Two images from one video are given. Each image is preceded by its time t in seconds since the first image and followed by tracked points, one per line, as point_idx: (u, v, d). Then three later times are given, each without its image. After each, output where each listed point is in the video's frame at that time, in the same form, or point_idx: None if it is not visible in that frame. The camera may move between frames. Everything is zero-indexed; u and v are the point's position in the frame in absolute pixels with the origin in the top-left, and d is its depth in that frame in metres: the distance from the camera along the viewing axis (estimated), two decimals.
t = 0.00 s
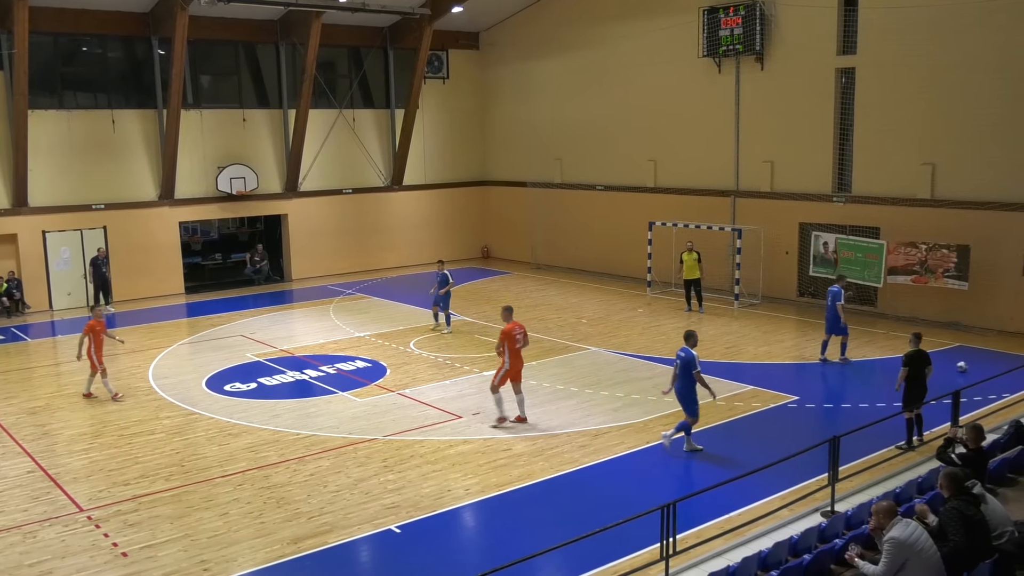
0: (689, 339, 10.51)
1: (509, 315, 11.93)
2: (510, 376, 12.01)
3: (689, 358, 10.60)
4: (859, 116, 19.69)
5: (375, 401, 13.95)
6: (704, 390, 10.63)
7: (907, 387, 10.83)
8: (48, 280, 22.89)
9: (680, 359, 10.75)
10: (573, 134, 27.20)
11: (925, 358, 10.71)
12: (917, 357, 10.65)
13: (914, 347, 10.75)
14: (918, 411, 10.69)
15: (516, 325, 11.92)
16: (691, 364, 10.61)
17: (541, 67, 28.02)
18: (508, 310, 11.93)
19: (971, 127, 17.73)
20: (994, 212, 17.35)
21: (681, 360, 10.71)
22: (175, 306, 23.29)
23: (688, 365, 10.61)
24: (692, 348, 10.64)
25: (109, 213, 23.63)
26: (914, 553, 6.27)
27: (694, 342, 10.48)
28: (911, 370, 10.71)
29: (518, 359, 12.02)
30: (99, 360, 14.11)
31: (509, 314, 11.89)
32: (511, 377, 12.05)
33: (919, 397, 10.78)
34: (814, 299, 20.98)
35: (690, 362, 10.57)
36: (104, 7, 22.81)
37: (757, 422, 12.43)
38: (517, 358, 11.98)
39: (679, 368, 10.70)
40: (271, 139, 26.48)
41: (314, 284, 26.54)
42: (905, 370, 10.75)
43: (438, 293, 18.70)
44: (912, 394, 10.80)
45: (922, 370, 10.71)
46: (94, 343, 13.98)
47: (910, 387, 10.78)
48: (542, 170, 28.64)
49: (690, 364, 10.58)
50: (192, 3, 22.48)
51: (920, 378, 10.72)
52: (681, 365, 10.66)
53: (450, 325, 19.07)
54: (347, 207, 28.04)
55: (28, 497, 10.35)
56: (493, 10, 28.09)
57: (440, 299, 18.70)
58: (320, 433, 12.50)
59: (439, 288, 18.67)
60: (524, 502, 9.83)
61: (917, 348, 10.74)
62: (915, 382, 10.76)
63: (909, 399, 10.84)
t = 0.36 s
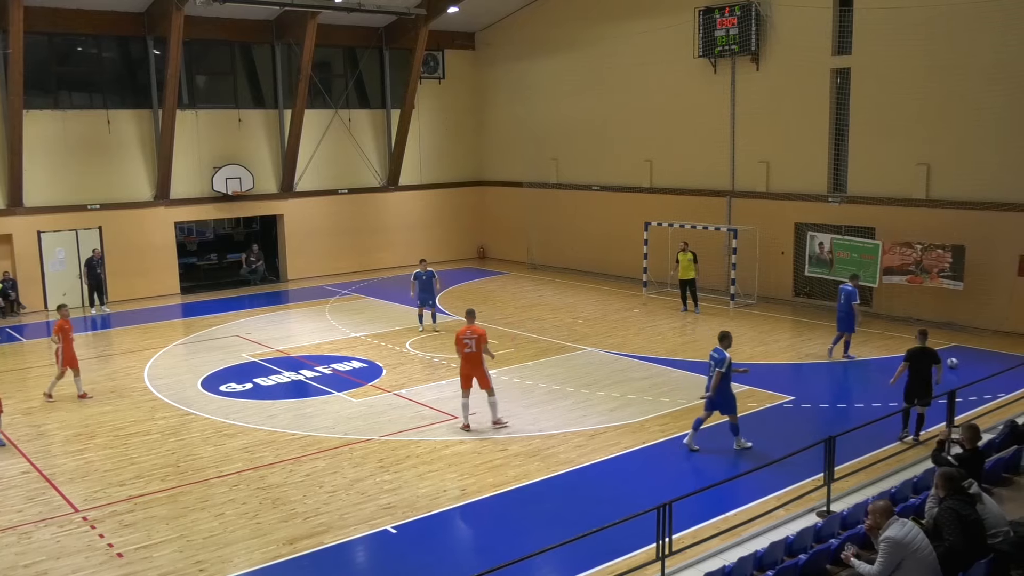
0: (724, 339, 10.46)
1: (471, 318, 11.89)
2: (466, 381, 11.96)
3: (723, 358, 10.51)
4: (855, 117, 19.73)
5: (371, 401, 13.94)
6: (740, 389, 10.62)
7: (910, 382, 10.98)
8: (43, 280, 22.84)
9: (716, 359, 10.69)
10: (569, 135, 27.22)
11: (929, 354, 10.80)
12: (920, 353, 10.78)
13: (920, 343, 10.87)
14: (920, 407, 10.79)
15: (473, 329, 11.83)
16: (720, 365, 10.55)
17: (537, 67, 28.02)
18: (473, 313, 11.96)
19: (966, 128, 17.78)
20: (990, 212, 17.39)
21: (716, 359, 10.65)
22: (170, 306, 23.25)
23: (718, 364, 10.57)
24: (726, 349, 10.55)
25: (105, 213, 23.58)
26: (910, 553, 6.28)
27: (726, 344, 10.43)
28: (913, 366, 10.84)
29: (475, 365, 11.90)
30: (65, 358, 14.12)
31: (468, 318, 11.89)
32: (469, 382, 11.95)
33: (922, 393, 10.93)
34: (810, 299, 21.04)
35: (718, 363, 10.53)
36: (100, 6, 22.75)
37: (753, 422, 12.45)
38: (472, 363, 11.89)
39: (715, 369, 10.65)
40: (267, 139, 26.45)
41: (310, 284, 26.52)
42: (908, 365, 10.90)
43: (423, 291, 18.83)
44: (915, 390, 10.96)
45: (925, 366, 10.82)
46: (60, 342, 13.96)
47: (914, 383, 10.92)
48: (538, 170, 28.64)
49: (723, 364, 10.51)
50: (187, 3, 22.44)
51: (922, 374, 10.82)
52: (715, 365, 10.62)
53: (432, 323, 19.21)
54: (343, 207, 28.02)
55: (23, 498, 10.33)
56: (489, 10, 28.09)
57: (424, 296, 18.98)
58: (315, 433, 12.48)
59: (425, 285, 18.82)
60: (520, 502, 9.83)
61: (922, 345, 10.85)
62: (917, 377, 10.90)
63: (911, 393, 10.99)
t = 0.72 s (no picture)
0: (759, 335, 10.69)
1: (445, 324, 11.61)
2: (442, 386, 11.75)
3: (759, 354, 10.72)
4: (853, 117, 19.75)
5: (370, 402, 13.93)
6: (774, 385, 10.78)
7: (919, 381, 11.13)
8: (42, 280, 22.82)
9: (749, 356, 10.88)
10: (567, 135, 27.23)
11: (936, 352, 10.97)
12: (925, 351, 10.98)
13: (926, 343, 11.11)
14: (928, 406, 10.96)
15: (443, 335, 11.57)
16: (760, 361, 10.73)
17: (536, 68, 28.03)
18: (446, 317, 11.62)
19: (964, 128, 17.80)
20: (988, 212, 17.41)
21: (749, 357, 10.83)
22: (168, 307, 23.23)
23: (757, 361, 10.73)
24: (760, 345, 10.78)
25: (103, 214, 23.55)
26: (908, 553, 6.28)
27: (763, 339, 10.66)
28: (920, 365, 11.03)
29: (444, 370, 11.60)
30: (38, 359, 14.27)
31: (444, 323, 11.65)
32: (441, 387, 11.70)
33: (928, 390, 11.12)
34: (808, 300, 21.06)
35: (759, 359, 10.70)
36: (97, 7, 22.72)
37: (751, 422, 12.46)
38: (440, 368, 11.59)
39: (749, 367, 10.82)
40: (265, 139, 26.45)
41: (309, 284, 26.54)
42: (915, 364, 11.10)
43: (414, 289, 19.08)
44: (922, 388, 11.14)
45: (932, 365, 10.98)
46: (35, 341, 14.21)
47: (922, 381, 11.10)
48: (537, 171, 28.64)
49: (762, 361, 10.71)
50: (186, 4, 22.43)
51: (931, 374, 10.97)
52: (750, 361, 10.77)
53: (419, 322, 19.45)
54: (341, 208, 28.03)
55: (22, 498, 10.32)
56: (488, 11, 28.10)
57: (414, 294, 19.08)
58: (314, 434, 12.48)
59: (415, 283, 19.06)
60: (519, 503, 9.83)
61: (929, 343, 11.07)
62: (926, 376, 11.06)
63: (921, 392, 11.15)
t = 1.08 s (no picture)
0: (790, 332, 10.73)
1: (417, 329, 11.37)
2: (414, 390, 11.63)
3: (792, 351, 10.77)
4: (852, 118, 19.77)
5: (369, 402, 13.95)
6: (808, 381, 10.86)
7: (928, 374, 11.24)
8: (41, 281, 22.81)
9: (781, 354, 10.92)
10: (566, 135, 27.23)
11: (939, 346, 11.01)
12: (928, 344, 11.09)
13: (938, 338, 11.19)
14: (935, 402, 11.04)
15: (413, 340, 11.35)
16: (792, 359, 10.77)
17: (535, 68, 28.03)
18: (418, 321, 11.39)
19: (963, 127, 17.80)
20: (986, 213, 17.42)
21: (783, 355, 10.86)
22: (167, 307, 23.25)
23: (789, 359, 10.77)
24: (795, 343, 10.80)
25: (102, 214, 23.55)
26: (908, 553, 6.28)
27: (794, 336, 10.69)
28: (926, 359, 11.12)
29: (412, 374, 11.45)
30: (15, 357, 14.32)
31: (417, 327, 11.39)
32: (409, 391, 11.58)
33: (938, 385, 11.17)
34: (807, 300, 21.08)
35: (789, 357, 10.74)
36: (96, 7, 22.71)
37: (750, 422, 12.46)
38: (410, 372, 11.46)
39: (783, 365, 10.86)
40: (265, 140, 26.45)
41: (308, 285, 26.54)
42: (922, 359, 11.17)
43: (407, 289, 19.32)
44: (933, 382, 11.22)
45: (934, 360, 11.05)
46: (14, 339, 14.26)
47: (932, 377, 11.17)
48: (536, 171, 28.63)
49: (793, 358, 10.73)
50: (185, 4, 22.46)
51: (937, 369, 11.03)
52: (784, 360, 10.82)
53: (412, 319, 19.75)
54: (341, 208, 28.03)
55: (21, 499, 10.32)
56: (487, 11, 28.10)
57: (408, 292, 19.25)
58: (314, 434, 12.48)
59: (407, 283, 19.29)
60: (519, 503, 9.84)
61: (940, 339, 11.12)
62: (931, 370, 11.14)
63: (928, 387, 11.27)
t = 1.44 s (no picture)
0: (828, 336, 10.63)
1: (383, 334, 11.08)
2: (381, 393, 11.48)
3: (827, 354, 10.69)
4: (850, 118, 19.79)
5: (367, 402, 13.94)
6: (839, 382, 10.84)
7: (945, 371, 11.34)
8: (39, 280, 22.79)
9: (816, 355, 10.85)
10: (564, 135, 27.23)
11: (956, 343, 11.13)
12: (945, 341, 11.21)
13: (954, 336, 11.29)
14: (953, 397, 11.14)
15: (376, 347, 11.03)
16: (824, 361, 10.70)
17: (533, 68, 28.02)
18: (384, 329, 11.04)
19: (961, 127, 17.81)
20: (983, 212, 17.44)
21: (818, 356, 10.78)
22: (165, 307, 23.25)
23: (821, 361, 10.72)
24: (830, 346, 10.73)
25: (100, 214, 23.53)
26: (906, 553, 6.29)
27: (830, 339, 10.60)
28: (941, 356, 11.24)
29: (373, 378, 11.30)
30: None
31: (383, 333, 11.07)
32: (373, 393, 11.44)
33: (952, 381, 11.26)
34: (805, 301, 21.01)
35: (822, 359, 10.68)
36: (94, 7, 22.68)
37: (749, 423, 12.47)
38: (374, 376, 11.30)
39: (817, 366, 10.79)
40: (263, 140, 26.42)
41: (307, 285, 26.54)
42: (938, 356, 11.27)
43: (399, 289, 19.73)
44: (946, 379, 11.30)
45: (950, 357, 11.15)
46: None
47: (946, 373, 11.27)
48: (535, 171, 28.63)
49: (827, 361, 10.67)
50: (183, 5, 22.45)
51: (953, 364, 11.12)
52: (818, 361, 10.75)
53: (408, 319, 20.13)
54: (339, 208, 28.02)
55: (19, 499, 10.31)
56: (485, 11, 28.08)
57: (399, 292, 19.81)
58: (311, 434, 12.47)
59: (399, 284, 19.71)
60: (517, 503, 9.84)
61: (955, 337, 11.24)
62: (947, 367, 11.22)
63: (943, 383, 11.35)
